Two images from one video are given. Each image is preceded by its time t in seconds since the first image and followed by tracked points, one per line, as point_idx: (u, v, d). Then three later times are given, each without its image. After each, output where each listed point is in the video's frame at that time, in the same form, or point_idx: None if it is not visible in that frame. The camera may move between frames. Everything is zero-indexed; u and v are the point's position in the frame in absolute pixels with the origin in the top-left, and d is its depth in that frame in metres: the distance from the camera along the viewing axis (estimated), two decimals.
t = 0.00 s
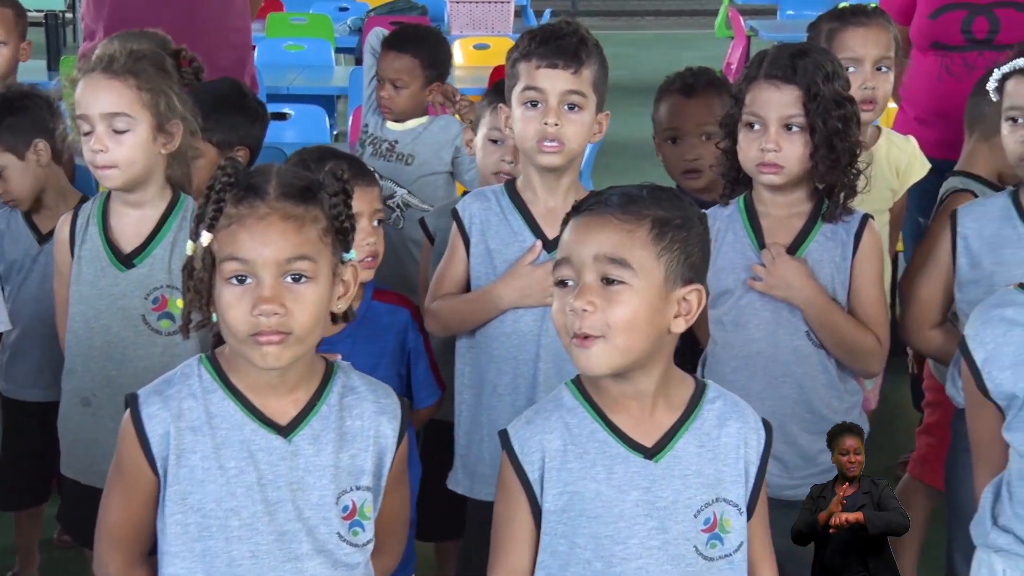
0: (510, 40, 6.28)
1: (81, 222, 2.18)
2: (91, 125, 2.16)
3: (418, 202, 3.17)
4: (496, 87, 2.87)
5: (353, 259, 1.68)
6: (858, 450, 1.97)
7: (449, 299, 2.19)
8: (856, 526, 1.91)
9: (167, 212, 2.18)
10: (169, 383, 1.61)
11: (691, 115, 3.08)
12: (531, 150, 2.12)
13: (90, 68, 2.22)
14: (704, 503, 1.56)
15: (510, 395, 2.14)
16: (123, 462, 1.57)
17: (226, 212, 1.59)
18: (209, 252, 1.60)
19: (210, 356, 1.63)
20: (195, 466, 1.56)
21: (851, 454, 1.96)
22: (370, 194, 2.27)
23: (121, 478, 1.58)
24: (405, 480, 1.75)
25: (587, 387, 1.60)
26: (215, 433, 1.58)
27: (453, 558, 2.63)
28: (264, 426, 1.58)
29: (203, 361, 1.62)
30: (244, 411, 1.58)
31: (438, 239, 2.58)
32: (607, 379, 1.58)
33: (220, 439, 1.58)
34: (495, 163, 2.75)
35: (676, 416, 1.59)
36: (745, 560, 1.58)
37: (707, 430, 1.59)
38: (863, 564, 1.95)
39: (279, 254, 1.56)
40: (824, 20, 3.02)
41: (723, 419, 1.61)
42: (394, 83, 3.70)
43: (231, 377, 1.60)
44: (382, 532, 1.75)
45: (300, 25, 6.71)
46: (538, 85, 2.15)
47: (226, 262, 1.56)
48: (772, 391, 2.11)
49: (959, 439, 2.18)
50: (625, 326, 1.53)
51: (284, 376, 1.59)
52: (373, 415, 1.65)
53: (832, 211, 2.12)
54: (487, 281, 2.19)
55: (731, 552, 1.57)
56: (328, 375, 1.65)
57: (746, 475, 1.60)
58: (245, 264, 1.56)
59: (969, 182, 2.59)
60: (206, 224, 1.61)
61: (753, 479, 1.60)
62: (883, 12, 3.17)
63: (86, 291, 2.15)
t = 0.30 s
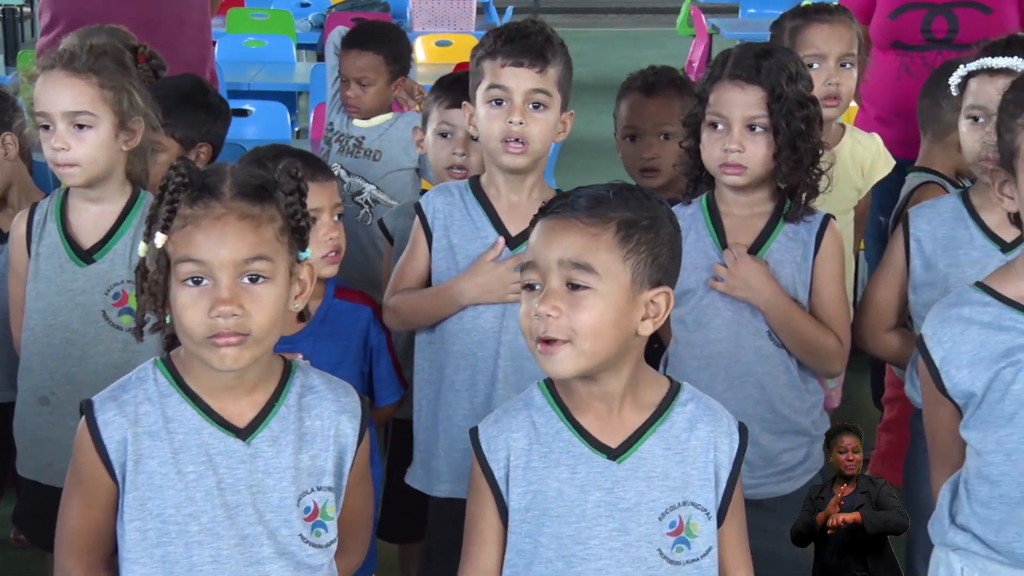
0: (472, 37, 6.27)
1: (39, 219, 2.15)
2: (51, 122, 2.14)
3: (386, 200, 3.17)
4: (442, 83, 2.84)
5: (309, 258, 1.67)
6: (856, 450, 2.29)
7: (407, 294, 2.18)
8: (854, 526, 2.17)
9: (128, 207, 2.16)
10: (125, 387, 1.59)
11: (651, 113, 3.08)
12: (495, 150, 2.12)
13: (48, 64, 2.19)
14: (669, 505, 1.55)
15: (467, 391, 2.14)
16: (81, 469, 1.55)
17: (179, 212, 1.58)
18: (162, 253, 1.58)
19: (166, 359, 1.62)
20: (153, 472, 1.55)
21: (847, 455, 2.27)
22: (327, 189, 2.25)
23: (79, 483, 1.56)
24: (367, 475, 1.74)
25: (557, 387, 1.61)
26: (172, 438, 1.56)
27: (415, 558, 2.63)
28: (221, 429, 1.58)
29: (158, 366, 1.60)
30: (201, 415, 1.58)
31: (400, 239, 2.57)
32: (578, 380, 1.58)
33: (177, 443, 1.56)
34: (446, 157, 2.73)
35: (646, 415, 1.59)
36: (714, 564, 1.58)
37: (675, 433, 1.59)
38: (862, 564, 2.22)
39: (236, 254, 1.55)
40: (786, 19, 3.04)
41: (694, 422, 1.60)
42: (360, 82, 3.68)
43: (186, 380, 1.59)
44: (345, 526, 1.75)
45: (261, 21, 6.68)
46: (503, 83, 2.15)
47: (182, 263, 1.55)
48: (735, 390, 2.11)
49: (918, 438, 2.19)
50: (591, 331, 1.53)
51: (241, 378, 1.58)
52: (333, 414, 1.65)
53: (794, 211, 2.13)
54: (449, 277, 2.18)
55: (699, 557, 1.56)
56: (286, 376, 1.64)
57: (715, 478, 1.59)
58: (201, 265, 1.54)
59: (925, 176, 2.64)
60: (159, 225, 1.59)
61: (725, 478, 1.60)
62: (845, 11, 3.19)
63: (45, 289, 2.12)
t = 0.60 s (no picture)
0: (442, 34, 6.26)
1: (4, 216, 2.13)
2: (17, 118, 2.12)
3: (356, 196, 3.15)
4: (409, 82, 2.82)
5: (273, 257, 1.66)
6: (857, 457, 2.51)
7: (379, 293, 2.17)
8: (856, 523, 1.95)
9: (94, 203, 2.15)
10: (87, 388, 1.58)
11: (611, 110, 3.06)
12: (465, 149, 2.11)
13: (12, 60, 2.17)
14: (631, 513, 1.53)
15: (438, 391, 2.14)
16: (43, 471, 1.54)
17: (144, 212, 1.56)
18: (127, 252, 1.57)
19: (128, 360, 1.60)
20: (115, 474, 1.54)
21: (846, 453, 2.09)
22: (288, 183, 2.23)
23: (42, 485, 1.55)
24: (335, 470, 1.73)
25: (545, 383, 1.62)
26: (135, 440, 1.55)
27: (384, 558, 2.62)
28: (185, 430, 1.56)
29: (121, 367, 1.59)
30: (164, 416, 1.56)
31: (370, 238, 2.56)
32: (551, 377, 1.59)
33: (140, 446, 1.55)
34: (415, 156, 2.72)
35: (620, 420, 1.57)
36: None
37: (646, 441, 1.55)
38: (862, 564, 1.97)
39: (201, 255, 1.54)
40: (757, 17, 3.04)
41: (669, 431, 1.56)
42: (346, 80, 3.67)
43: (148, 380, 1.58)
44: (312, 526, 1.74)
45: (229, 18, 6.65)
46: (472, 82, 2.14)
47: (145, 264, 1.54)
48: (703, 390, 2.11)
49: (886, 438, 2.20)
50: (535, 333, 1.53)
51: (203, 380, 1.57)
52: (299, 414, 1.64)
53: (763, 211, 2.14)
54: (419, 276, 2.18)
55: (660, 569, 1.54)
56: (251, 377, 1.63)
57: (685, 493, 1.55)
58: (165, 266, 1.53)
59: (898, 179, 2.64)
60: (124, 225, 1.57)
61: (697, 492, 1.54)
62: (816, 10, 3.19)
63: (10, 287, 2.10)
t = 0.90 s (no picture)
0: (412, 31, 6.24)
1: None
2: None
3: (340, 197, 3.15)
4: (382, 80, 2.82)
5: (244, 257, 1.65)
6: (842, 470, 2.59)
7: (351, 293, 2.16)
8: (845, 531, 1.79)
9: (61, 204, 2.13)
10: (54, 389, 1.56)
11: (571, 112, 3.06)
12: (436, 147, 2.11)
13: None
14: (592, 516, 1.52)
15: (411, 391, 2.13)
16: (11, 474, 1.52)
17: (111, 212, 1.55)
18: (95, 253, 1.55)
19: (96, 360, 1.59)
20: (84, 475, 1.52)
21: (840, 456, 1.94)
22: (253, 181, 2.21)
23: (9, 488, 1.53)
24: (306, 469, 1.72)
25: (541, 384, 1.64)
26: (103, 441, 1.54)
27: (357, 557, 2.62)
28: (154, 430, 1.55)
29: (89, 367, 1.58)
30: (133, 416, 1.55)
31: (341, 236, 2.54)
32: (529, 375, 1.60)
33: (109, 446, 1.54)
34: (388, 156, 2.71)
35: (593, 421, 1.55)
36: None
37: (614, 444, 1.53)
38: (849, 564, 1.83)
39: (170, 255, 1.53)
40: (728, 16, 3.05)
41: (639, 436, 1.53)
42: (313, 72, 3.64)
43: (115, 379, 1.57)
44: (284, 527, 1.74)
45: (198, 15, 6.62)
46: (444, 82, 2.14)
47: (115, 264, 1.52)
48: (675, 390, 2.12)
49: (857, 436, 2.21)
50: (485, 332, 1.55)
51: (173, 380, 1.56)
52: (268, 412, 1.63)
53: (733, 210, 2.14)
54: (390, 276, 2.17)
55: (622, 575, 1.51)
56: (221, 375, 1.62)
57: (650, 500, 1.51)
58: (133, 266, 1.52)
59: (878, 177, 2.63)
60: (92, 224, 1.55)
61: (663, 501, 1.50)
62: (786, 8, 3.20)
63: None
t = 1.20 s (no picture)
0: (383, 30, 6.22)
1: None
2: None
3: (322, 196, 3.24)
4: (360, 79, 2.81)
5: (217, 258, 1.64)
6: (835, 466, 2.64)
7: (324, 293, 2.16)
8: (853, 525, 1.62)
9: (26, 204, 2.11)
10: (24, 389, 1.55)
11: (548, 95, 3.06)
12: (409, 147, 2.11)
13: None
14: (569, 521, 1.51)
15: (384, 391, 2.12)
16: None
17: (86, 212, 1.54)
18: (69, 253, 1.53)
19: (66, 359, 1.58)
20: (54, 476, 1.51)
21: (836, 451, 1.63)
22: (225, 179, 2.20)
23: None
24: (276, 470, 1.72)
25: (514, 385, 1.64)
26: (74, 441, 1.53)
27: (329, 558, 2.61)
28: (125, 430, 1.54)
29: (59, 366, 1.56)
30: (104, 416, 1.54)
31: (312, 234, 2.53)
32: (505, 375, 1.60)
33: (79, 447, 1.53)
34: (363, 155, 2.70)
35: (573, 426, 1.55)
36: None
37: (593, 449, 1.53)
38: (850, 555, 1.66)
39: (147, 255, 1.52)
40: (698, 16, 3.06)
41: (618, 441, 1.53)
42: (284, 71, 3.62)
43: (86, 379, 1.55)
44: (255, 525, 1.73)
45: (167, 14, 6.58)
46: (417, 81, 2.14)
47: (89, 264, 1.51)
48: (646, 388, 2.12)
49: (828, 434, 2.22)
50: (467, 332, 1.54)
51: (146, 381, 1.55)
52: (241, 412, 1.63)
53: (704, 209, 2.15)
54: (363, 276, 2.17)
55: None
56: (193, 375, 1.61)
57: (627, 506, 1.51)
58: (108, 266, 1.51)
59: (850, 175, 2.59)
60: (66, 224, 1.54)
61: (640, 507, 1.50)
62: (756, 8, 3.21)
63: None
